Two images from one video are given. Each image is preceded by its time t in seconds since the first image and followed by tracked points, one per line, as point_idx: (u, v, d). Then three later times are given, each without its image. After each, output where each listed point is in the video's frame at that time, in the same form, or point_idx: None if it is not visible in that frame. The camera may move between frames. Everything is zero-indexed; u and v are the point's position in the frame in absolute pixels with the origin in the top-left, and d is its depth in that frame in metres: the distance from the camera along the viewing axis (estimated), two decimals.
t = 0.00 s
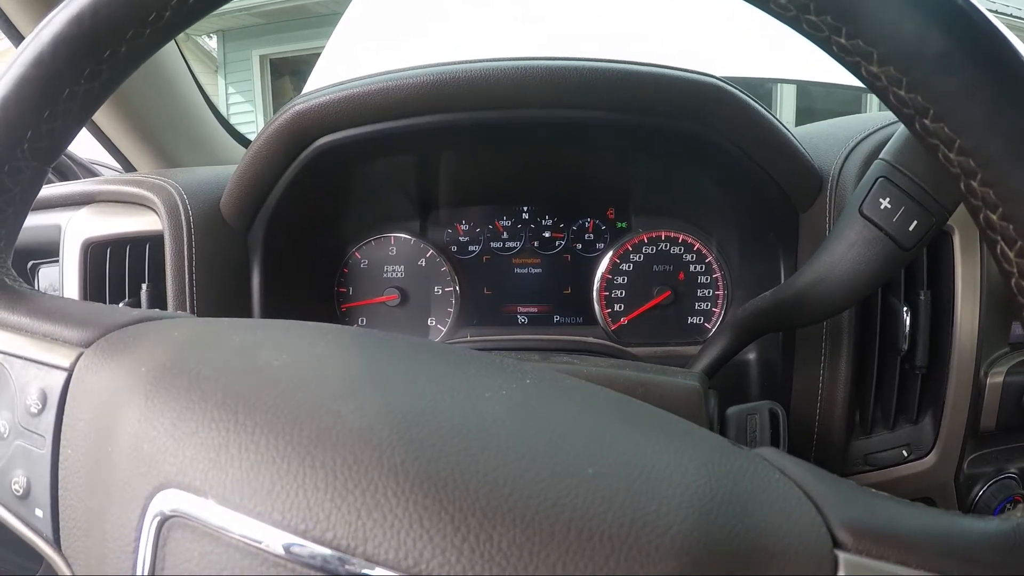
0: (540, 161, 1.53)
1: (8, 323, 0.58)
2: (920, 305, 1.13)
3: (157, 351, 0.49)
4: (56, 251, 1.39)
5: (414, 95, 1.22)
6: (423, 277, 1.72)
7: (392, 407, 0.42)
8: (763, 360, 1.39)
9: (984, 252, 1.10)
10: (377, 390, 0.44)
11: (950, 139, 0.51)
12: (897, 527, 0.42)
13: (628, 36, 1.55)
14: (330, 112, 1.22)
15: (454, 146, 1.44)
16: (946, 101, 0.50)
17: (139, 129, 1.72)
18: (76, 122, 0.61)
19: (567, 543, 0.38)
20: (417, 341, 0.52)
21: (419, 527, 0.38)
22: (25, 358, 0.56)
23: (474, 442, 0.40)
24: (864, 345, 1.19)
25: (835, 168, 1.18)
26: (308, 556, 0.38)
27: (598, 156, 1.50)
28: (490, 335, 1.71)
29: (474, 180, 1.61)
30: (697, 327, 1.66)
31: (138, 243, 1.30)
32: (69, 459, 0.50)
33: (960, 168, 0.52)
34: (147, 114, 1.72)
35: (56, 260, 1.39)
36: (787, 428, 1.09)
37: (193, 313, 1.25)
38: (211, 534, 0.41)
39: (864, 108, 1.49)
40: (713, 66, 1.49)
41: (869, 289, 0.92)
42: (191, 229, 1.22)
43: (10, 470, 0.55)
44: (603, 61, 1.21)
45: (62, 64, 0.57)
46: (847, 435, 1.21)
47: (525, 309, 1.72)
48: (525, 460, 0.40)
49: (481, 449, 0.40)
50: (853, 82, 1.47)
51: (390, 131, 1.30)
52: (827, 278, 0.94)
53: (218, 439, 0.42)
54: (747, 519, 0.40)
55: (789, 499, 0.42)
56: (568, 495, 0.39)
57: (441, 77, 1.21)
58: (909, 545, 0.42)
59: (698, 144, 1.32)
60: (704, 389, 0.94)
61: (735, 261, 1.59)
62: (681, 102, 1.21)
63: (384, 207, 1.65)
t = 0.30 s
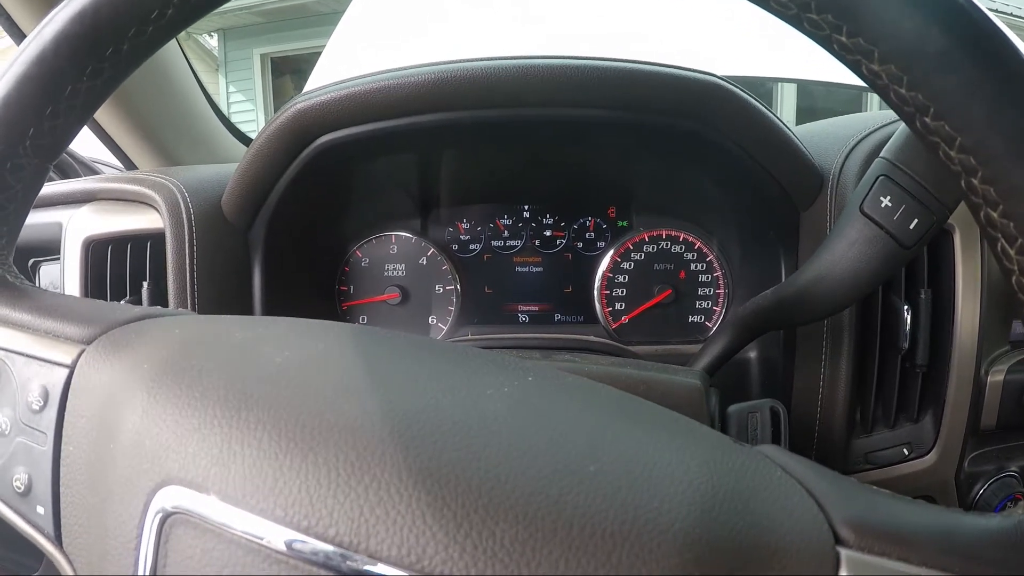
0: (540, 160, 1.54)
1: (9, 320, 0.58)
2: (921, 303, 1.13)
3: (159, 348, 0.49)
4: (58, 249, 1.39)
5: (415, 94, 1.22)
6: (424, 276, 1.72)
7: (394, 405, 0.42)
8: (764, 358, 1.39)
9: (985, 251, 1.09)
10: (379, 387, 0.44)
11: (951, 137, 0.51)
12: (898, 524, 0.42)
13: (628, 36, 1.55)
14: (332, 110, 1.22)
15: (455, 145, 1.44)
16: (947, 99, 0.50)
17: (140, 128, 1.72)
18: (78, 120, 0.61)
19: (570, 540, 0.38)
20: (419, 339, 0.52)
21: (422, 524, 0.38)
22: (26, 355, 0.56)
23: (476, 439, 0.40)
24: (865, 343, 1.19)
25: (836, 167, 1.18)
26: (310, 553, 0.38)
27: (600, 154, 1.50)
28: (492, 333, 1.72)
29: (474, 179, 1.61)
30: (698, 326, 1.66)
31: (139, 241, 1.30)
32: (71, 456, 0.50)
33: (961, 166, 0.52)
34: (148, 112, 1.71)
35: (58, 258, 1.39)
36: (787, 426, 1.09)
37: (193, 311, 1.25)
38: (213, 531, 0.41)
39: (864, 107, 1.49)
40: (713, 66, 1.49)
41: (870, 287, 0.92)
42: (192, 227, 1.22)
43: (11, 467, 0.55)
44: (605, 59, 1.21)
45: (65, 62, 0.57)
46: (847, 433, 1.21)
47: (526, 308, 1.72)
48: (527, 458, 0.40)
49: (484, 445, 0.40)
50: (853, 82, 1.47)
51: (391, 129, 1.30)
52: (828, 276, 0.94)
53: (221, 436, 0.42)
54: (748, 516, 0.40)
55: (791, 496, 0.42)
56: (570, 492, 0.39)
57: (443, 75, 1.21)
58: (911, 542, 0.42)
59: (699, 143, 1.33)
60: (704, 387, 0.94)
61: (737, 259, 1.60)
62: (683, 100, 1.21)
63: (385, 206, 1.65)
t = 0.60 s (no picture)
0: (542, 159, 1.54)
1: (14, 318, 0.58)
2: (923, 303, 1.13)
3: (163, 346, 0.50)
4: (60, 248, 1.39)
5: (417, 93, 1.22)
6: (426, 274, 1.72)
7: (399, 401, 0.43)
8: (766, 357, 1.39)
9: (986, 250, 1.10)
10: (384, 384, 0.44)
11: (951, 137, 0.51)
12: (899, 521, 0.43)
13: (628, 36, 1.56)
14: (334, 109, 1.22)
15: (456, 144, 1.44)
16: (949, 99, 0.50)
17: (142, 127, 1.72)
18: (83, 118, 0.62)
19: (574, 536, 0.38)
20: (422, 337, 0.52)
21: (427, 520, 0.38)
22: (30, 353, 0.56)
23: (480, 436, 0.41)
24: (866, 343, 1.20)
25: (837, 166, 1.18)
26: (314, 549, 0.38)
27: (601, 153, 1.50)
28: (494, 332, 1.71)
29: (475, 178, 1.61)
30: (699, 325, 1.66)
31: (142, 240, 1.31)
32: (75, 454, 0.50)
33: (962, 165, 0.52)
34: (150, 111, 1.72)
35: (60, 256, 1.39)
36: (789, 424, 1.09)
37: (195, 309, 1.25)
38: (218, 527, 0.41)
39: (865, 107, 1.49)
40: (714, 66, 1.49)
41: (871, 286, 0.92)
42: (194, 225, 1.23)
43: (16, 464, 0.55)
44: (607, 59, 1.21)
45: (69, 60, 0.57)
46: (848, 432, 1.21)
47: (527, 307, 1.72)
48: (531, 454, 0.40)
49: (488, 442, 0.40)
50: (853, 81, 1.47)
51: (393, 128, 1.30)
52: (829, 274, 0.94)
53: (226, 432, 0.43)
54: (751, 513, 0.41)
55: (793, 493, 0.42)
56: (574, 488, 0.39)
57: (445, 74, 1.21)
58: (912, 539, 0.42)
59: (701, 142, 1.33)
60: (706, 385, 0.94)
61: (738, 258, 1.60)
62: (684, 99, 1.21)
63: (387, 205, 1.65)
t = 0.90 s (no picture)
0: (543, 156, 1.53)
1: (13, 313, 0.58)
2: (926, 301, 1.12)
3: (163, 340, 0.49)
4: (60, 245, 1.39)
5: (417, 89, 1.22)
6: (428, 272, 1.72)
7: (403, 396, 0.42)
8: (769, 356, 1.38)
9: (990, 247, 1.09)
10: (387, 378, 0.43)
11: (960, 130, 0.50)
12: (907, 517, 0.42)
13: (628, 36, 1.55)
14: (335, 105, 1.22)
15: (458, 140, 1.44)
16: (957, 92, 0.49)
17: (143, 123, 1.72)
18: (84, 110, 0.61)
19: (581, 531, 0.37)
20: (425, 331, 0.52)
21: (431, 515, 0.37)
22: (29, 348, 0.56)
23: (485, 430, 0.40)
24: (869, 341, 1.19)
25: (841, 164, 1.18)
26: (316, 544, 0.38)
27: (604, 150, 1.50)
28: (496, 330, 1.71)
29: (477, 176, 1.61)
30: (702, 323, 1.66)
31: (142, 236, 1.30)
32: (75, 449, 0.50)
33: (971, 159, 0.51)
34: (151, 108, 1.71)
35: (61, 253, 1.39)
36: (793, 422, 1.09)
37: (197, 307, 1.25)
38: (219, 523, 0.40)
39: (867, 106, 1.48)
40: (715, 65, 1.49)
41: (875, 283, 0.92)
42: (195, 221, 1.22)
43: (14, 461, 0.54)
44: (609, 55, 1.21)
45: (70, 52, 0.57)
46: (851, 430, 1.21)
47: (529, 304, 1.72)
48: (537, 448, 0.40)
49: (493, 436, 0.40)
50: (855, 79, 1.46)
51: (394, 125, 1.30)
52: (833, 271, 0.94)
53: (227, 427, 0.42)
54: (759, 508, 0.40)
55: (801, 488, 0.42)
56: (580, 483, 0.39)
57: (447, 70, 1.20)
58: (920, 535, 0.41)
59: (704, 139, 1.32)
60: (710, 383, 0.93)
61: (740, 256, 1.59)
62: (688, 95, 1.21)
63: (389, 202, 1.65)
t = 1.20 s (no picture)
0: (548, 156, 1.54)
1: (24, 305, 0.59)
2: (928, 301, 1.13)
3: (175, 334, 0.50)
4: (66, 240, 1.39)
5: (422, 89, 1.22)
6: (432, 270, 1.73)
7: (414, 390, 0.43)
8: (771, 356, 1.38)
9: (991, 249, 1.10)
10: (399, 373, 0.44)
11: (961, 132, 0.51)
12: (909, 513, 0.43)
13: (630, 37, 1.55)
14: (342, 104, 1.23)
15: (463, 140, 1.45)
16: (961, 94, 0.50)
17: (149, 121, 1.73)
18: (96, 107, 0.62)
19: (589, 523, 0.38)
20: (434, 327, 0.52)
21: (443, 507, 0.38)
22: (40, 340, 0.56)
23: (495, 424, 0.41)
24: (870, 341, 1.20)
25: (844, 165, 1.18)
26: (329, 535, 0.39)
27: (608, 150, 1.50)
28: (500, 328, 1.72)
29: (480, 175, 1.61)
30: (705, 324, 1.66)
31: (148, 233, 1.31)
32: (85, 442, 0.50)
33: (972, 161, 0.52)
34: (156, 106, 1.72)
35: (67, 248, 1.40)
36: (795, 421, 1.09)
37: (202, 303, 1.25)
38: (231, 514, 0.41)
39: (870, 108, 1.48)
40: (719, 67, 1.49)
41: (878, 283, 0.92)
42: (201, 218, 1.23)
43: (24, 452, 0.55)
44: (615, 56, 1.21)
45: (84, 48, 0.57)
46: (853, 429, 1.22)
47: (532, 303, 1.72)
48: (546, 443, 0.40)
49: (503, 430, 0.41)
50: (858, 82, 1.47)
51: (398, 123, 1.30)
52: (837, 272, 0.94)
53: (239, 419, 0.43)
54: (765, 503, 0.41)
55: (806, 484, 0.42)
56: (589, 477, 0.39)
57: (452, 70, 1.21)
58: (922, 530, 0.42)
59: (708, 139, 1.33)
60: (714, 381, 0.94)
61: (744, 257, 1.60)
62: (692, 96, 1.21)
63: (393, 201, 1.66)
